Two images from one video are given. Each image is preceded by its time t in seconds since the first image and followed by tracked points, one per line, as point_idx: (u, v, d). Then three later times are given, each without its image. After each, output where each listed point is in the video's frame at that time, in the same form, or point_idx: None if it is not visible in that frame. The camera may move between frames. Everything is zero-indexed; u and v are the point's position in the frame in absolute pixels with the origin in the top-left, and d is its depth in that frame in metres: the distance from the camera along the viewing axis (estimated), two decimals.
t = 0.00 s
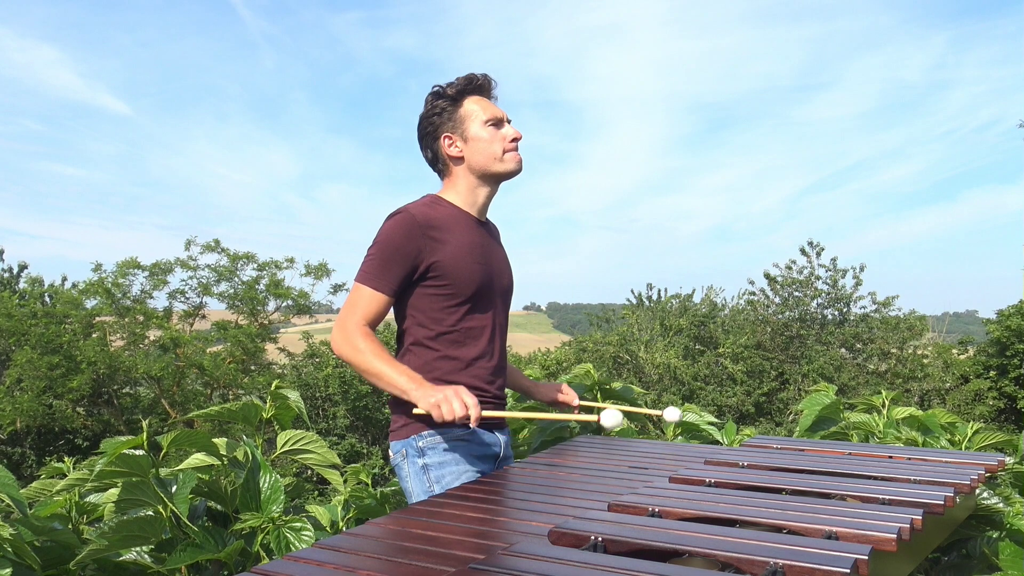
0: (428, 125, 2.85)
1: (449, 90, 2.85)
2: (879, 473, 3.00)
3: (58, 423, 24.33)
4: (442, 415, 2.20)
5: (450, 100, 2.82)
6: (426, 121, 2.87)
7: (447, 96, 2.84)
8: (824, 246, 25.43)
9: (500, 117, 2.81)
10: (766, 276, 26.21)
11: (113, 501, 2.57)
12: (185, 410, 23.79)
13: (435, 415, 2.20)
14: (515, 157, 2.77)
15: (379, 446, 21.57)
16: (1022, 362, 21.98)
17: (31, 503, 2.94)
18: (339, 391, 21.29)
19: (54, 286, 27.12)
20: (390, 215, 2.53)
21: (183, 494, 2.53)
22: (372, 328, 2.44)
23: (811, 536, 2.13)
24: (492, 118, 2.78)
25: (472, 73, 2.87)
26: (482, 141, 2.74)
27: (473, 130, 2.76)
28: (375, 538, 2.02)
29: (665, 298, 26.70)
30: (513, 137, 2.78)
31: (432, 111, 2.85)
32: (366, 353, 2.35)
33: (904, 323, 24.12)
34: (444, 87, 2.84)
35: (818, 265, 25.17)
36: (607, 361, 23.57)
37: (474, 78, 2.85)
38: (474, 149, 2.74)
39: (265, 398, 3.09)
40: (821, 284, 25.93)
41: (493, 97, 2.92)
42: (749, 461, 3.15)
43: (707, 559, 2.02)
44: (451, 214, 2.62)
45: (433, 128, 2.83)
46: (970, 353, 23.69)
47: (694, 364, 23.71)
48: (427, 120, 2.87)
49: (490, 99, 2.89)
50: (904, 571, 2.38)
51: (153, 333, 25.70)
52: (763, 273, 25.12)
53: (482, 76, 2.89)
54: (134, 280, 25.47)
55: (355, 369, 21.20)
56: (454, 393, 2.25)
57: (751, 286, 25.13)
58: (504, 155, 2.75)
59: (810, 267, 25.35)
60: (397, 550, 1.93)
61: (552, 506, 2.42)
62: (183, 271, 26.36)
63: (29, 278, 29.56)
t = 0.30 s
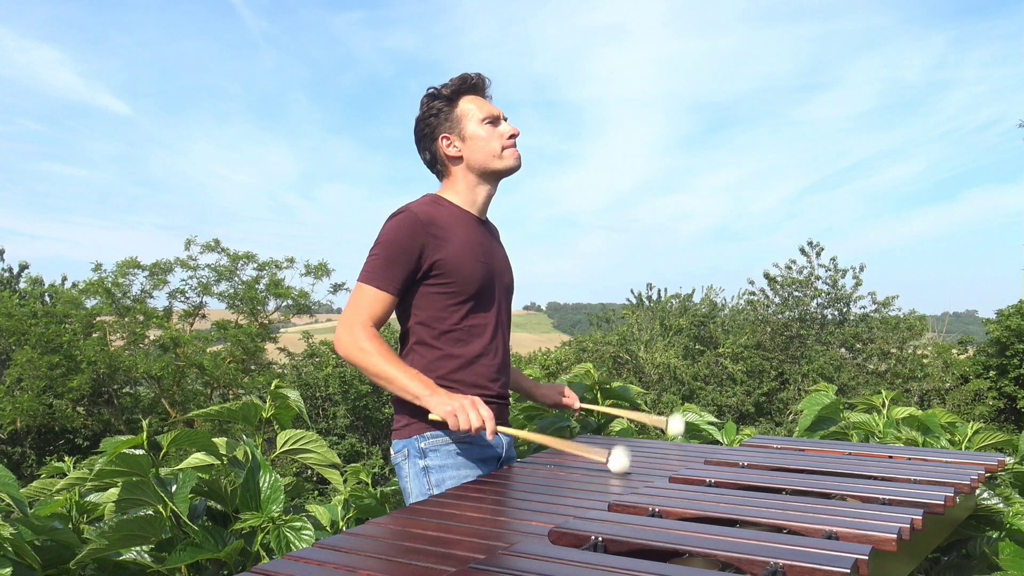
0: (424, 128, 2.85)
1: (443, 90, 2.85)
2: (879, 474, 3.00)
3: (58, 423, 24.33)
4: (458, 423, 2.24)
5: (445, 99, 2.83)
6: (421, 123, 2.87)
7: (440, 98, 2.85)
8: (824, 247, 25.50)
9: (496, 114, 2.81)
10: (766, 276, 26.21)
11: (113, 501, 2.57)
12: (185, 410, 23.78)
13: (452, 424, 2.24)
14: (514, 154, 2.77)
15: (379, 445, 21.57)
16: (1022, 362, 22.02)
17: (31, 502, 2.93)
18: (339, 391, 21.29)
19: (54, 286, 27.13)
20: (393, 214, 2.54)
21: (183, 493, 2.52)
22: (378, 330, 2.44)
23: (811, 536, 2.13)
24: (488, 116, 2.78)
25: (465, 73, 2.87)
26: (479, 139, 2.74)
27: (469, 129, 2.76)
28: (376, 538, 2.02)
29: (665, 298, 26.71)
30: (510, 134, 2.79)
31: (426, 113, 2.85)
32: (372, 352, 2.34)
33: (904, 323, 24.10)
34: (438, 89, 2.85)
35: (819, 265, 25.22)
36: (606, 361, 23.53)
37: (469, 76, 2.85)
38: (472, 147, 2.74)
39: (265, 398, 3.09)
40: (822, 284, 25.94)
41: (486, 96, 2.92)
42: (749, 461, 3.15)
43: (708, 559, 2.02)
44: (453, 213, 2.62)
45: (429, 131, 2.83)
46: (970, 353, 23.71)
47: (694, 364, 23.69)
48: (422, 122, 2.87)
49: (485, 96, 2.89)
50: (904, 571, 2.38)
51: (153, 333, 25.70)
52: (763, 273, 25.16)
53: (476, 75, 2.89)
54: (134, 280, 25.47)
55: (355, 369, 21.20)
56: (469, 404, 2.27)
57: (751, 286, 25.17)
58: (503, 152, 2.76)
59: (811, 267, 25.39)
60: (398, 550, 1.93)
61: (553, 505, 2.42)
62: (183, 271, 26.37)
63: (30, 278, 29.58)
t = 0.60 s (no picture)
0: (434, 121, 2.84)
1: (458, 89, 2.83)
2: (879, 474, 3.00)
3: (58, 423, 24.33)
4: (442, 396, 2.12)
5: (459, 97, 2.81)
6: (433, 116, 2.85)
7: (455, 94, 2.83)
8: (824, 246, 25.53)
9: (508, 121, 2.81)
10: (766, 276, 26.22)
11: (112, 502, 2.57)
12: (185, 410, 23.78)
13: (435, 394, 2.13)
14: (520, 164, 2.78)
15: (379, 445, 21.57)
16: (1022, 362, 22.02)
17: (31, 503, 2.94)
18: (339, 391, 21.29)
19: (54, 286, 27.13)
20: (397, 213, 2.54)
21: (183, 493, 2.52)
22: (372, 322, 2.40)
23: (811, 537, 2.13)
24: (501, 123, 2.78)
25: (482, 74, 2.85)
26: (488, 144, 2.75)
27: (481, 132, 2.76)
28: (377, 538, 2.02)
29: (665, 298, 26.71)
30: (518, 142, 2.79)
31: (439, 107, 2.84)
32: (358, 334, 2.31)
33: (904, 323, 24.09)
34: (454, 87, 2.83)
35: (819, 265, 25.24)
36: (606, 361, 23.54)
37: (484, 78, 2.84)
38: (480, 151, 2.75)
39: (265, 398, 3.09)
40: (822, 284, 25.95)
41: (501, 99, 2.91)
42: (750, 461, 3.15)
43: (707, 560, 2.02)
44: (457, 214, 2.62)
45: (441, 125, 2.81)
46: (970, 353, 23.73)
47: (694, 364, 23.68)
48: (433, 115, 2.85)
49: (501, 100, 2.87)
50: (904, 571, 2.38)
51: (153, 333, 25.70)
52: (763, 272, 25.19)
53: (492, 78, 2.87)
54: (135, 280, 25.48)
55: (355, 369, 21.20)
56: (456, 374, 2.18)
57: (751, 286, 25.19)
58: (509, 159, 2.76)
59: (811, 267, 25.41)
60: (399, 551, 1.93)
61: (554, 506, 2.41)
62: (183, 271, 26.38)
63: (30, 278, 29.59)
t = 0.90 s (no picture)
0: (457, 107, 2.74)
1: (499, 90, 2.76)
2: (879, 474, 3.00)
3: (58, 423, 24.33)
4: (436, 426, 2.17)
5: (496, 99, 2.73)
6: (459, 102, 2.75)
7: (491, 92, 2.75)
8: (824, 246, 25.60)
9: (530, 142, 2.81)
10: (766, 276, 26.24)
11: (113, 501, 2.57)
12: (185, 410, 23.77)
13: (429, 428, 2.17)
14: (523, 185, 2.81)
15: (378, 445, 21.56)
16: (1022, 362, 22.02)
17: (31, 502, 2.94)
18: (339, 391, 21.30)
19: (54, 286, 27.14)
20: (390, 214, 2.54)
21: (183, 493, 2.52)
22: (372, 331, 2.43)
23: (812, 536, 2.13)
24: (525, 141, 2.77)
25: (521, 83, 2.80)
26: (507, 158, 2.74)
27: (505, 143, 2.73)
28: (377, 538, 2.02)
29: (665, 298, 26.71)
30: (527, 167, 2.81)
31: (470, 97, 2.73)
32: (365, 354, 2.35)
33: (904, 323, 24.10)
34: (497, 86, 2.75)
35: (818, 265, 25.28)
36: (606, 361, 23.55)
37: (525, 90, 2.79)
38: (497, 162, 2.73)
39: (265, 398, 3.09)
40: (822, 284, 25.96)
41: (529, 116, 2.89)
42: (749, 461, 3.15)
43: (707, 559, 2.02)
44: (453, 214, 2.61)
45: (465, 114, 2.72)
46: (969, 353, 23.76)
47: (694, 364, 23.70)
48: (458, 101, 2.75)
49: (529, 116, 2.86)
50: (904, 571, 2.38)
51: (153, 333, 25.70)
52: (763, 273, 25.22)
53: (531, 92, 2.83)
54: (134, 280, 25.48)
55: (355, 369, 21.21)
56: (449, 402, 2.21)
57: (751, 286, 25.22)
58: (516, 177, 2.78)
59: (811, 267, 25.44)
60: (398, 551, 1.93)
61: (554, 506, 2.41)
62: (182, 271, 26.39)
63: (30, 278, 29.61)
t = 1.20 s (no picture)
0: (452, 104, 2.76)
1: (493, 89, 2.74)
2: (879, 474, 3.00)
3: (58, 423, 24.33)
4: (457, 398, 2.22)
5: (488, 98, 2.72)
6: (455, 99, 2.77)
7: (486, 92, 2.74)
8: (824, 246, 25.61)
9: (522, 144, 2.76)
10: (766, 276, 26.23)
11: (112, 502, 2.57)
12: (185, 410, 23.77)
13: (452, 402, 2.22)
14: (512, 188, 2.77)
15: (378, 445, 21.56)
16: None
17: (31, 502, 2.94)
18: (339, 391, 21.30)
19: (54, 286, 27.14)
20: (384, 213, 2.54)
21: (183, 493, 2.52)
22: (369, 326, 2.44)
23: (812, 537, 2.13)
24: (515, 142, 2.73)
25: (520, 84, 2.76)
26: (493, 157, 2.71)
27: (491, 142, 2.71)
28: (377, 538, 2.02)
29: (665, 298, 26.71)
30: (518, 170, 2.77)
31: (465, 95, 2.74)
32: (365, 350, 2.35)
33: (904, 323, 24.06)
34: (491, 85, 2.74)
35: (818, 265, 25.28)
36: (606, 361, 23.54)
37: (522, 90, 2.75)
38: (483, 160, 2.71)
39: (265, 398, 3.09)
40: (822, 284, 25.95)
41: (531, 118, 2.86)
42: (749, 461, 3.15)
43: (707, 559, 2.02)
44: (446, 212, 2.61)
45: (457, 111, 2.73)
46: (969, 353, 23.73)
47: (695, 364, 23.72)
48: (455, 99, 2.77)
49: (527, 119, 2.82)
50: (903, 571, 2.38)
51: (153, 333, 25.70)
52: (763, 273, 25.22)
53: (531, 93, 2.79)
54: (135, 280, 25.49)
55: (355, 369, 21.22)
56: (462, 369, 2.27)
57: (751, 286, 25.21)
58: (503, 179, 2.75)
59: (811, 267, 25.44)
60: (398, 550, 1.93)
61: (554, 506, 2.41)
62: (183, 271, 26.40)
63: (30, 278, 29.61)
